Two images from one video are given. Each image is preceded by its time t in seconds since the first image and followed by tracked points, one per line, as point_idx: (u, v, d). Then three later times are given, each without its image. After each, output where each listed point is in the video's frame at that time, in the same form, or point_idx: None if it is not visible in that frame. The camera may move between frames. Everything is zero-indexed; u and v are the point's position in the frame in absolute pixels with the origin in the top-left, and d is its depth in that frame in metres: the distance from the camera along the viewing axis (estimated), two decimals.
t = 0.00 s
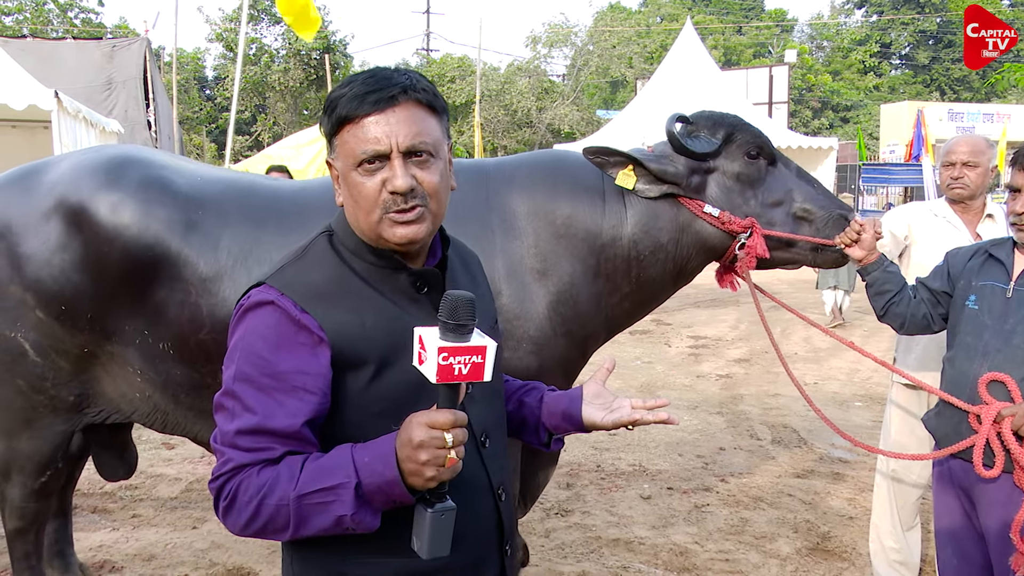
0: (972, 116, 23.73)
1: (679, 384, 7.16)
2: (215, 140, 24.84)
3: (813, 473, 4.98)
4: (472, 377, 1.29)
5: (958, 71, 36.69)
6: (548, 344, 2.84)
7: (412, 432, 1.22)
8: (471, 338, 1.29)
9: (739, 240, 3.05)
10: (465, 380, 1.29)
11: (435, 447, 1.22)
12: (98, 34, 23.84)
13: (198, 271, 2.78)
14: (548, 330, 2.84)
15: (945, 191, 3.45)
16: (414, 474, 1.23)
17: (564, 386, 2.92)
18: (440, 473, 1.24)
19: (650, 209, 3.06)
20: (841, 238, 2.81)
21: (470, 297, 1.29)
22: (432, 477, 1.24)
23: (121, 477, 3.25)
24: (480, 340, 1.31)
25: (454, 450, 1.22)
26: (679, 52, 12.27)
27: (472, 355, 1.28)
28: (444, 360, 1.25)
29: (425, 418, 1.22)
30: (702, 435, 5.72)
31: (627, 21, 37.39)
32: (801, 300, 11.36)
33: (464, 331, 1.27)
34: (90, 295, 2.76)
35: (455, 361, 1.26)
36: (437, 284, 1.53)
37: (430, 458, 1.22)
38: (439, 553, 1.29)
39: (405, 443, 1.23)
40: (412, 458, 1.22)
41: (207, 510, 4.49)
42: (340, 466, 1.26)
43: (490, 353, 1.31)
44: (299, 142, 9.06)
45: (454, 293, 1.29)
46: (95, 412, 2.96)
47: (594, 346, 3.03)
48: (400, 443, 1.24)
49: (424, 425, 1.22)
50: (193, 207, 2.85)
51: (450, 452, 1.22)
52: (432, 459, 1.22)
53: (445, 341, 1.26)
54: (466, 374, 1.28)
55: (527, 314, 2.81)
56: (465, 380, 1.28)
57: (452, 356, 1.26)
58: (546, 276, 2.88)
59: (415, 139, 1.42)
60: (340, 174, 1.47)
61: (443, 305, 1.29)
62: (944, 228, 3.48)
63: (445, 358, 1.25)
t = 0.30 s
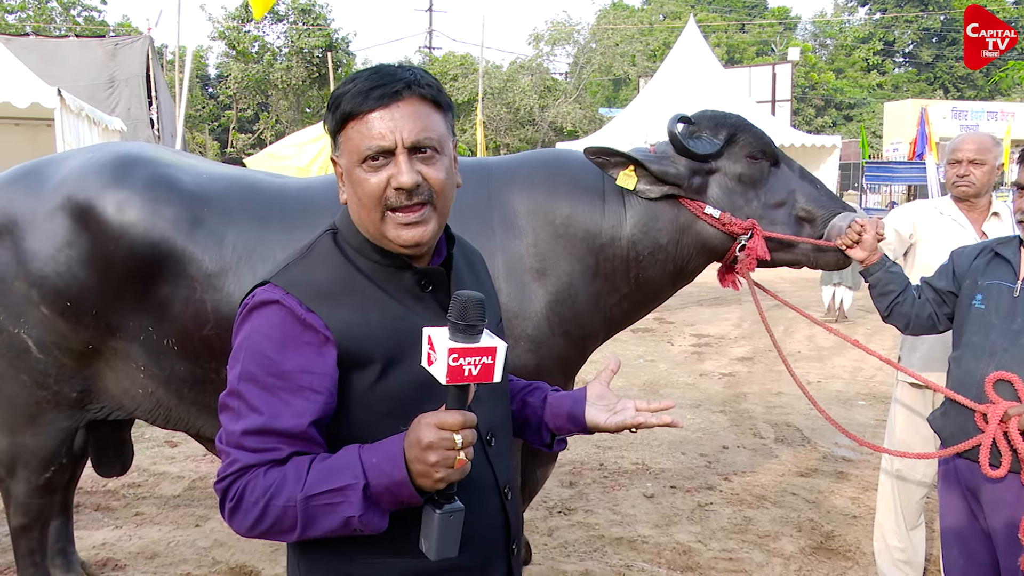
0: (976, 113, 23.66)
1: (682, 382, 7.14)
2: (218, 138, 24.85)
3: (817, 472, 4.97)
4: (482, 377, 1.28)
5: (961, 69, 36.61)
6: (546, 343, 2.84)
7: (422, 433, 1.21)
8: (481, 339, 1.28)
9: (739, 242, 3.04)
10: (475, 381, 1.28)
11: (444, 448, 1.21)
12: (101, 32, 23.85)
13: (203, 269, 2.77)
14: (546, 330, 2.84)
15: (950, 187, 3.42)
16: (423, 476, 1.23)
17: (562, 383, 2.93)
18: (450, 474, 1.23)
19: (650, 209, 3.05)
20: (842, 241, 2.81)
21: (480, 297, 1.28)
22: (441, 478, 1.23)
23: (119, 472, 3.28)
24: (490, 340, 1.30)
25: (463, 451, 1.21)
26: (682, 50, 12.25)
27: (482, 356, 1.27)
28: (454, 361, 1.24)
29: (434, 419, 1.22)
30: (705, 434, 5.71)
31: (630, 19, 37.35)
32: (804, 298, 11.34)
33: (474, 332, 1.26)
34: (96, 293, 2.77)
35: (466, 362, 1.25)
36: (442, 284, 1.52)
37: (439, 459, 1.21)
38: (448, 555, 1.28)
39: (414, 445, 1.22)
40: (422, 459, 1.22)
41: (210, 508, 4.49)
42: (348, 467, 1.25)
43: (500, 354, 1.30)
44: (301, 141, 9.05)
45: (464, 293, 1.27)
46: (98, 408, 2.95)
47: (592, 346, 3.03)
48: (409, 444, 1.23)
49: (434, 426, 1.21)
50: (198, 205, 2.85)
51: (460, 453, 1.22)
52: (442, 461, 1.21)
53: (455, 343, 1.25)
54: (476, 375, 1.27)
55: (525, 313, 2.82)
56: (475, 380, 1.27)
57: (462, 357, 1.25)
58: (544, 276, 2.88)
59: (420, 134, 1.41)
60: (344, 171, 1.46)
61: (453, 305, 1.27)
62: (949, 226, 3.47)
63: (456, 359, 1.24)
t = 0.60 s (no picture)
0: (981, 109, 23.58)
1: (686, 380, 7.13)
2: (222, 137, 24.86)
3: (822, 469, 4.96)
4: (492, 370, 1.28)
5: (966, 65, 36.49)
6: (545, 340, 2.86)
7: (431, 427, 1.21)
8: (490, 331, 1.28)
9: (739, 240, 3.02)
10: (485, 374, 1.27)
11: (455, 442, 1.20)
12: (105, 31, 23.87)
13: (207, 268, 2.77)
14: (545, 327, 2.86)
15: (953, 184, 3.40)
16: (433, 470, 1.22)
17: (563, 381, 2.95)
18: (460, 468, 1.22)
19: (649, 207, 3.04)
20: (842, 237, 2.88)
21: (490, 289, 1.30)
22: (452, 472, 1.23)
23: (117, 476, 3.18)
24: (500, 333, 1.29)
25: (474, 445, 1.21)
26: (685, 46, 12.22)
27: (492, 348, 1.26)
28: (465, 354, 1.23)
29: (443, 412, 1.21)
30: (709, 431, 5.69)
31: (634, 16, 37.28)
32: (809, 295, 11.31)
33: (483, 324, 1.25)
34: (101, 292, 2.77)
35: (477, 354, 1.24)
36: (444, 279, 1.52)
37: (450, 453, 1.21)
38: (458, 549, 1.27)
39: (424, 439, 1.22)
40: (432, 453, 1.21)
41: (215, 506, 4.49)
42: (356, 464, 1.24)
43: (510, 346, 1.29)
44: (305, 139, 9.04)
45: (471, 288, 1.28)
46: (103, 407, 2.95)
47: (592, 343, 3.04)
48: (418, 439, 1.23)
49: (444, 420, 1.21)
50: (203, 203, 2.84)
51: (470, 446, 1.21)
52: (453, 454, 1.21)
53: (464, 335, 1.25)
54: (487, 368, 1.26)
55: (525, 311, 2.84)
56: (485, 373, 1.27)
57: (473, 349, 1.24)
58: (544, 274, 2.89)
59: (425, 130, 1.41)
60: (347, 167, 1.45)
61: (461, 299, 1.28)
62: (954, 223, 3.45)
63: (467, 351, 1.23)
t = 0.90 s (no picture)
0: (998, 106, 23.35)
1: (698, 379, 7.11)
2: (235, 137, 24.98)
3: (835, 469, 4.93)
4: (503, 365, 1.27)
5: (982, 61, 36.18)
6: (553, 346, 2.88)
7: (443, 424, 1.21)
8: (500, 327, 1.27)
9: (750, 242, 3.00)
10: (496, 369, 1.27)
11: (467, 438, 1.20)
12: (119, 32, 24.03)
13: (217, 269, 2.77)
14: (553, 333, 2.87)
15: (965, 182, 3.37)
16: (447, 466, 1.22)
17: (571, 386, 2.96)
18: (473, 464, 1.22)
19: (657, 212, 3.03)
20: (853, 237, 2.83)
21: (497, 286, 1.28)
22: (464, 469, 1.22)
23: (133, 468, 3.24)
24: (509, 329, 1.29)
25: (486, 440, 1.21)
26: (698, 44, 12.17)
27: (503, 344, 1.26)
28: (475, 349, 1.23)
29: (455, 408, 1.21)
30: (721, 431, 5.67)
31: (646, 14, 37.20)
32: (822, 294, 11.24)
33: (493, 319, 1.25)
34: (113, 294, 2.78)
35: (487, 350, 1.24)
36: (453, 279, 1.52)
37: (462, 449, 1.20)
38: (473, 545, 1.26)
39: (436, 436, 1.21)
40: (445, 449, 1.21)
41: (227, 505, 4.51)
42: (368, 463, 1.24)
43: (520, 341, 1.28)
44: (318, 138, 9.07)
45: (481, 283, 1.27)
46: (114, 406, 2.97)
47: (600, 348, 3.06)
48: (429, 437, 1.23)
49: (455, 416, 1.20)
50: (216, 205, 2.84)
51: (483, 442, 1.21)
52: (465, 450, 1.20)
53: (474, 331, 1.24)
54: (497, 363, 1.26)
55: (532, 317, 2.84)
56: (496, 368, 1.26)
57: (484, 344, 1.24)
58: (552, 280, 2.90)
59: (449, 132, 1.41)
60: (364, 170, 1.44)
61: (470, 295, 1.27)
62: (966, 220, 3.42)
63: (477, 347, 1.23)
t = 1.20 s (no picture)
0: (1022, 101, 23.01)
1: (714, 377, 7.07)
2: (254, 136, 25.12)
3: (852, 468, 4.88)
4: (500, 369, 1.26)
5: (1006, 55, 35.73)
6: (564, 344, 2.87)
7: (440, 426, 1.20)
8: (498, 330, 1.26)
9: (762, 241, 2.97)
10: (493, 373, 1.26)
11: (463, 441, 1.19)
12: (139, 32, 24.23)
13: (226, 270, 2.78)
14: (564, 331, 2.87)
15: (984, 178, 3.31)
16: (443, 469, 1.22)
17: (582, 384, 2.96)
18: (469, 467, 1.22)
19: (670, 210, 3.01)
20: (869, 236, 2.83)
21: (496, 289, 1.27)
22: (461, 471, 1.22)
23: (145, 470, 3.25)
24: (507, 332, 1.28)
25: (482, 444, 1.20)
26: (715, 41, 12.11)
27: (500, 348, 1.25)
28: (472, 353, 1.21)
29: (452, 411, 1.21)
30: (737, 429, 5.63)
31: (664, 11, 37.05)
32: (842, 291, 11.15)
33: (491, 323, 1.23)
34: (125, 295, 2.81)
35: (483, 354, 1.23)
36: (458, 279, 1.51)
37: (458, 452, 1.20)
38: (468, 548, 1.27)
39: (433, 438, 1.21)
40: (441, 452, 1.21)
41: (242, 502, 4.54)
42: (367, 463, 1.24)
43: (518, 345, 1.27)
44: (335, 137, 9.12)
45: (479, 286, 1.26)
46: (129, 406, 2.99)
47: (613, 348, 3.04)
48: (427, 438, 1.22)
49: (452, 419, 1.20)
50: (226, 206, 2.84)
51: (479, 445, 1.20)
52: (461, 453, 1.20)
53: (472, 335, 1.23)
54: (494, 367, 1.25)
55: (544, 314, 2.86)
56: (493, 372, 1.25)
57: (480, 349, 1.22)
58: (563, 278, 2.90)
59: (444, 129, 1.40)
60: (364, 168, 1.44)
61: (468, 298, 1.26)
62: (983, 217, 3.36)
63: (473, 351, 1.22)
